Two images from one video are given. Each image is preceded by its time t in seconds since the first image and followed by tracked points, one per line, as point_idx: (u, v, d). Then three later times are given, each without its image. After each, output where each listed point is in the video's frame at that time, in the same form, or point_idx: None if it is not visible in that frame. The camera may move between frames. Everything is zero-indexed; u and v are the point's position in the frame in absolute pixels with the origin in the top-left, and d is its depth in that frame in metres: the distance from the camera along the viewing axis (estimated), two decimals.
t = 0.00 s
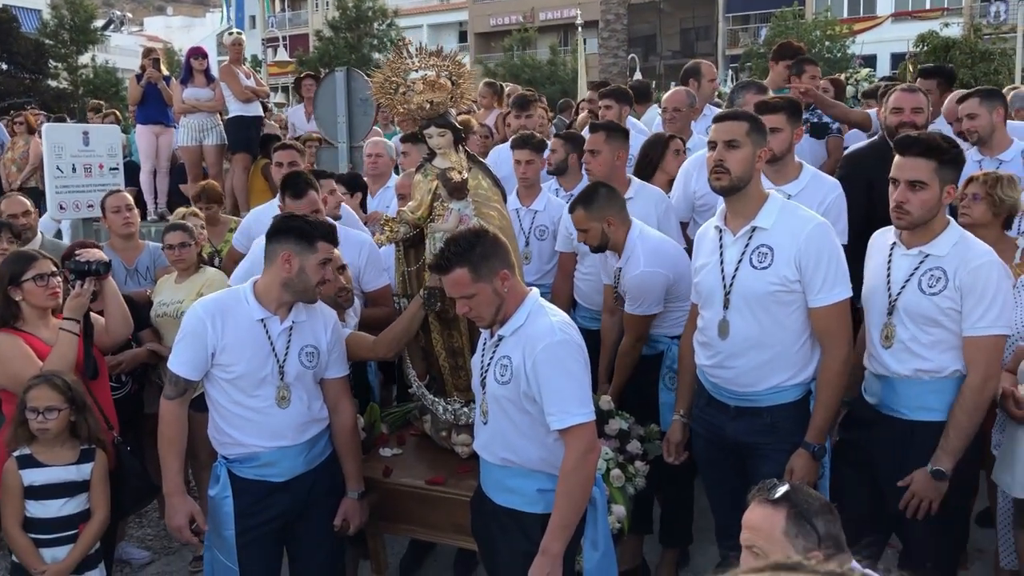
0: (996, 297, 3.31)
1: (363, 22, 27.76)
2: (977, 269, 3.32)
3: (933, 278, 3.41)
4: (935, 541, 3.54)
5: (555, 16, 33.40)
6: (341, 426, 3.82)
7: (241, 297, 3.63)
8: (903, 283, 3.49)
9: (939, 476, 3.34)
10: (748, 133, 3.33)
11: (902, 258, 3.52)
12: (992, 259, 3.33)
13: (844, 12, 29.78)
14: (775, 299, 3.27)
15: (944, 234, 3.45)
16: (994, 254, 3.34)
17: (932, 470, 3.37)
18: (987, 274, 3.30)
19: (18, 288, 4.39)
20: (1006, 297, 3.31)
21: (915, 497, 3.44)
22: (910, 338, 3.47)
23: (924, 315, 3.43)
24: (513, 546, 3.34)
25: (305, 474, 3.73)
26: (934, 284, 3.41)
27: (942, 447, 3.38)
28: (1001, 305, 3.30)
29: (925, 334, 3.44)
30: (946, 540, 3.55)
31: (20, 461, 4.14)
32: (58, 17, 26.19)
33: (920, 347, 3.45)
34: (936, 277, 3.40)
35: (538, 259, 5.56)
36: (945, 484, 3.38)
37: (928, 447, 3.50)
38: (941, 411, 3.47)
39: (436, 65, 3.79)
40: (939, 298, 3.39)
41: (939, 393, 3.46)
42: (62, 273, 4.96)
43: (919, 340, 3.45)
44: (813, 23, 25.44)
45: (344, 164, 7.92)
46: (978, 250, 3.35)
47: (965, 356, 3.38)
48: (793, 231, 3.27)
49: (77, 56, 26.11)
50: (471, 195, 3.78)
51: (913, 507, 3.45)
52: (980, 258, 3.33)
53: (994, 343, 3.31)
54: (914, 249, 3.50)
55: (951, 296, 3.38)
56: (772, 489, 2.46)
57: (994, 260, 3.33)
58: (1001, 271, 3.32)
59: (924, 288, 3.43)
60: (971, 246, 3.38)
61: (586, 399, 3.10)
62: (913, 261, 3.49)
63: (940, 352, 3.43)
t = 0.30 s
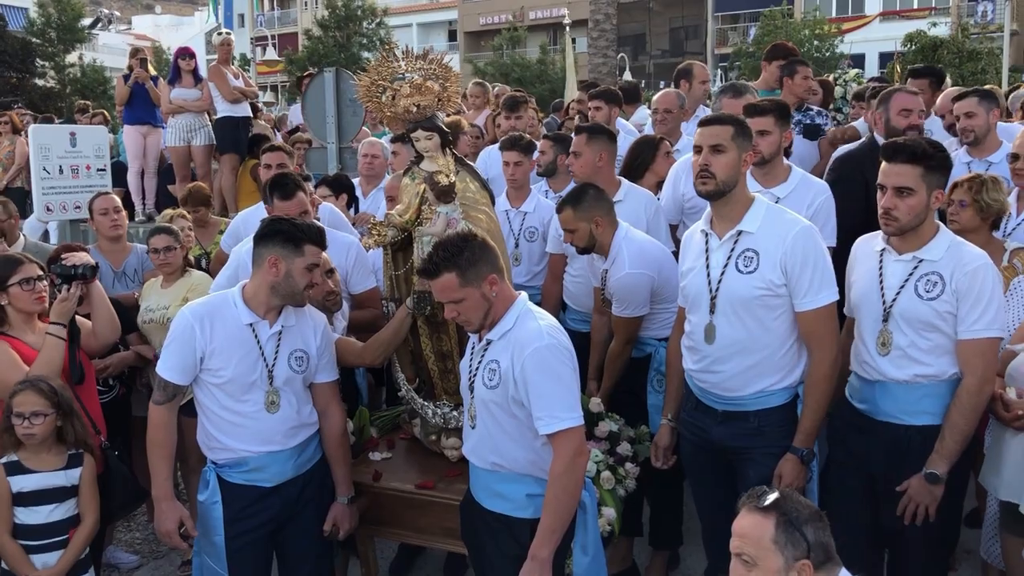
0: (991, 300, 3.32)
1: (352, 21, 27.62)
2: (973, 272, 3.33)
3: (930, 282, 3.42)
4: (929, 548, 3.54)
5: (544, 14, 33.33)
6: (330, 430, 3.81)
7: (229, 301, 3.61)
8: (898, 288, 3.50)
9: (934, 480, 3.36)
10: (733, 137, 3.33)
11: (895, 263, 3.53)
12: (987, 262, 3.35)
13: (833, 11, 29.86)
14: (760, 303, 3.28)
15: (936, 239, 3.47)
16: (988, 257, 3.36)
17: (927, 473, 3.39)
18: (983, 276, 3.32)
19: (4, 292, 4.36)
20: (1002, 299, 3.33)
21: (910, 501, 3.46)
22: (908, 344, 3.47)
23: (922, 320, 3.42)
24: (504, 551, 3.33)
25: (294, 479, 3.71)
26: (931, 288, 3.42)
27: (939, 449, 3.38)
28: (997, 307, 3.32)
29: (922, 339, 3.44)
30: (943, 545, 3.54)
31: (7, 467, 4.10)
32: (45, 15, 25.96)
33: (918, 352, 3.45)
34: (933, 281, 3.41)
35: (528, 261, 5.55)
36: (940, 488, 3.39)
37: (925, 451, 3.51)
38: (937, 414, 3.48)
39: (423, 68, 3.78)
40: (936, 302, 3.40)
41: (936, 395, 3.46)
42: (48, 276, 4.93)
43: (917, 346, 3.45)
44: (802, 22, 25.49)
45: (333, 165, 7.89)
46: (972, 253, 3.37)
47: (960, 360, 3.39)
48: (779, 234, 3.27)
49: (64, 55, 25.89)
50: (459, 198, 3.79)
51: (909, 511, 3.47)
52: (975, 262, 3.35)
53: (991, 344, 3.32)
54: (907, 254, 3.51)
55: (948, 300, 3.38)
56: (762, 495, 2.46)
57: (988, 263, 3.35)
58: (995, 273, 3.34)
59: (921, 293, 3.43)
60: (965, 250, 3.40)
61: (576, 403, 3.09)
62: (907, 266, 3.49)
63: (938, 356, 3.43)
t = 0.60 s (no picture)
0: (975, 304, 3.34)
1: (341, 22, 27.48)
2: (958, 277, 3.35)
3: (915, 287, 3.43)
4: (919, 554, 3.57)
5: (533, 15, 33.24)
6: (319, 438, 3.78)
7: (216, 308, 3.59)
8: (883, 295, 3.50)
9: (932, 487, 3.36)
10: (721, 142, 3.32)
11: (879, 269, 3.53)
12: (971, 267, 3.36)
13: (822, 12, 29.93)
14: (747, 309, 3.27)
15: (919, 244, 3.48)
16: (972, 262, 3.38)
17: (925, 480, 3.38)
18: (968, 282, 3.33)
19: None
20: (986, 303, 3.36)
21: (904, 510, 3.45)
22: (895, 351, 3.47)
23: (908, 325, 3.43)
24: (493, 558, 3.32)
25: (283, 486, 3.69)
26: (916, 294, 3.42)
27: (934, 456, 3.39)
28: (981, 311, 3.34)
29: (909, 344, 3.45)
30: (931, 551, 3.58)
31: None
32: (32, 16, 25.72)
33: (905, 358, 3.46)
34: (919, 287, 3.42)
35: (518, 265, 5.53)
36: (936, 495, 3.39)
37: (917, 457, 3.51)
38: (928, 419, 3.49)
39: (409, 73, 3.77)
40: (922, 307, 3.40)
41: (924, 401, 3.47)
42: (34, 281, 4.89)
43: (904, 352, 3.46)
44: (791, 22, 25.55)
45: (323, 167, 7.86)
46: (956, 258, 3.38)
47: (947, 365, 3.40)
48: (766, 240, 3.27)
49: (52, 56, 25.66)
50: (446, 204, 3.77)
51: (902, 519, 3.46)
52: (959, 267, 3.37)
53: (977, 348, 3.34)
54: (891, 260, 3.51)
55: (934, 305, 3.39)
56: (754, 503, 2.45)
57: (971, 268, 3.36)
58: (979, 278, 3.36)
59: (907, 299, 3.44)
60: (948, 255, 3.41)
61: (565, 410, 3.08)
62: (892, 272, 3.50)
63: (924, 362, 3.44)
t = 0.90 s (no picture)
0: (951, 309, 3.35)
1: (330, 23, 27.41)
2: (933, 282, 3.36)
3: (891, 291, 3.44)
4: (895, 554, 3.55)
5: (522, 17, 33.25)
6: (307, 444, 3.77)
7: (204, 314, 3.57)
8: (860, 297, 3.51)
9: (906, 486, 3.37)
10: (710, 147, 3.33)
11: (857, 273, 3.55)
12: (946, 272, 3.38)
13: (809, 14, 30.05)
14: (734, 314, 3.28)
15: (896, 248, 3.49)
16: (948, 267, 3.39)
17: (899, 481, 3.40)
18: (943, 286, 3.35)
19: None
20: (962, 308, 3.36)
21: (878, 509, 3.46)
22: (870, 352, 3.49)
23: (883, 328, 3.45)
24: (482, 564, 3.32)
25: (270, 492, 3.67)
26: (892, 297, 3.44)
27: (909, 456, 3.40)
28: (957, 316, 3.35)
29: (885, 347, 3.46)
30: (916, 554, 3.58)
31: None
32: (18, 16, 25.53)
33: (880, 360, 3.48)
34: (894, 290, 3.43)
35: (508, 268, 5.52)
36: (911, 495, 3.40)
37: (894, 457, 3.52)
38: (904, 420, 3.50)
39: (398, 78, 3.76)
40: (897, 310, 3.42)
41: (909, 406, 3.48)
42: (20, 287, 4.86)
43: (879, 354, 3.48)
44: (780, 24, 25.65)
45: (312, 170, 7.85)
46: (932, 263, 3.39)
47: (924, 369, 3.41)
48: (754, 246, 3.28)
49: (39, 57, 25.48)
50: (434, 209, 3.77)
51: (876, 519, 3.47)
52: (935, 271, 3.38)
53: (953, 352, 3.35)
54: (869, 264, 3.53)
55: (908, 309, 3.41)
56: (743, 511, 2.45)
57: (948, 273, 3.37)
58: (955, 282, 3.37)
59: (882, 302, 3.45)
60: (924, 260, 3.42)
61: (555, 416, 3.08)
62: (869, 275, 3.51)
63: (900, 364, 3.46)
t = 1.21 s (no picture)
0: (914, 308, 3.37)
1: (318, 24, 27.30)
2: (896, 281, 3.39)
3: (856, 290, 3.47)
4: (872, 552, 3.55)
5: (510, 19, 33.22)
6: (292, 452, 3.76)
7: (188, 322, 3.55)
8: (828, 296, 3.55)
9: (875, 483, 3.39)
10: (693, 154, 3.34)
11: (827, 273, 3.58)
12: (910, 272, 3.40)
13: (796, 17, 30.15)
14: (720, 321, 3.29)
15: (864, 249, 3.51)
16: (914, 267, 3.41)
17: (869, 478, 3.42)
18: (906, 286, 3.37)
19: None
20: (926, 307, 3.38)
21: (851, 507, 3.47)
22: (835, 350, 3.52)
23: (847, 326, 3.48)
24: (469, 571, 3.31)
25: (256, 500, 3.66)
26: (856, 296, 3.47)
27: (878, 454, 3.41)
28: (920, 316, 3.36)
29: (850, 345, 3.49)
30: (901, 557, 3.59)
31: None
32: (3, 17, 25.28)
33: (843, 357, 3.51)
34: (859, 290, 3.46)
35: (496, 272, 5.53)
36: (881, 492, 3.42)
37: (858, 455, 3.54)
38: (870, 418, 3.52)
39: (385, 84, 3.74)
40: (861, 309, 3.45)
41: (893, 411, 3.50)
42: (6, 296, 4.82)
43: (843, 352, 3.51)
44: (767, 26, 25.73)
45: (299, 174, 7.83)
46: (896, 264, 3.42)
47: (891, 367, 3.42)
48: (739, 253, 3.28)
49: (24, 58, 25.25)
50: (422, 216, 3.76)
51: (849, 516, 3.49)
52: (899, 272, 3.40)
53: (919, 350, 3.36)
54: (839, 264, 3.55)
55: (872, 308, 3.44)
56: (732, 516, 2.46)
57: (911, 273, 3.39)
58: (919, 283, 3.39)
59: (847, 301, 3.48)
60: (891, 261, 3.44)
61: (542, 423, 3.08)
62: (837, 275, 3.54)
63: (863, 363, 3.48)
